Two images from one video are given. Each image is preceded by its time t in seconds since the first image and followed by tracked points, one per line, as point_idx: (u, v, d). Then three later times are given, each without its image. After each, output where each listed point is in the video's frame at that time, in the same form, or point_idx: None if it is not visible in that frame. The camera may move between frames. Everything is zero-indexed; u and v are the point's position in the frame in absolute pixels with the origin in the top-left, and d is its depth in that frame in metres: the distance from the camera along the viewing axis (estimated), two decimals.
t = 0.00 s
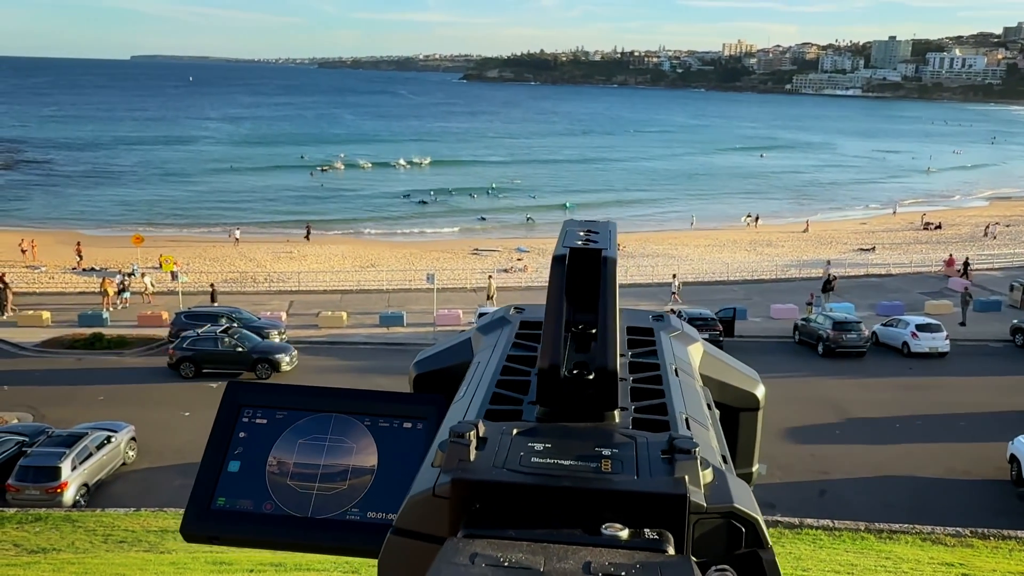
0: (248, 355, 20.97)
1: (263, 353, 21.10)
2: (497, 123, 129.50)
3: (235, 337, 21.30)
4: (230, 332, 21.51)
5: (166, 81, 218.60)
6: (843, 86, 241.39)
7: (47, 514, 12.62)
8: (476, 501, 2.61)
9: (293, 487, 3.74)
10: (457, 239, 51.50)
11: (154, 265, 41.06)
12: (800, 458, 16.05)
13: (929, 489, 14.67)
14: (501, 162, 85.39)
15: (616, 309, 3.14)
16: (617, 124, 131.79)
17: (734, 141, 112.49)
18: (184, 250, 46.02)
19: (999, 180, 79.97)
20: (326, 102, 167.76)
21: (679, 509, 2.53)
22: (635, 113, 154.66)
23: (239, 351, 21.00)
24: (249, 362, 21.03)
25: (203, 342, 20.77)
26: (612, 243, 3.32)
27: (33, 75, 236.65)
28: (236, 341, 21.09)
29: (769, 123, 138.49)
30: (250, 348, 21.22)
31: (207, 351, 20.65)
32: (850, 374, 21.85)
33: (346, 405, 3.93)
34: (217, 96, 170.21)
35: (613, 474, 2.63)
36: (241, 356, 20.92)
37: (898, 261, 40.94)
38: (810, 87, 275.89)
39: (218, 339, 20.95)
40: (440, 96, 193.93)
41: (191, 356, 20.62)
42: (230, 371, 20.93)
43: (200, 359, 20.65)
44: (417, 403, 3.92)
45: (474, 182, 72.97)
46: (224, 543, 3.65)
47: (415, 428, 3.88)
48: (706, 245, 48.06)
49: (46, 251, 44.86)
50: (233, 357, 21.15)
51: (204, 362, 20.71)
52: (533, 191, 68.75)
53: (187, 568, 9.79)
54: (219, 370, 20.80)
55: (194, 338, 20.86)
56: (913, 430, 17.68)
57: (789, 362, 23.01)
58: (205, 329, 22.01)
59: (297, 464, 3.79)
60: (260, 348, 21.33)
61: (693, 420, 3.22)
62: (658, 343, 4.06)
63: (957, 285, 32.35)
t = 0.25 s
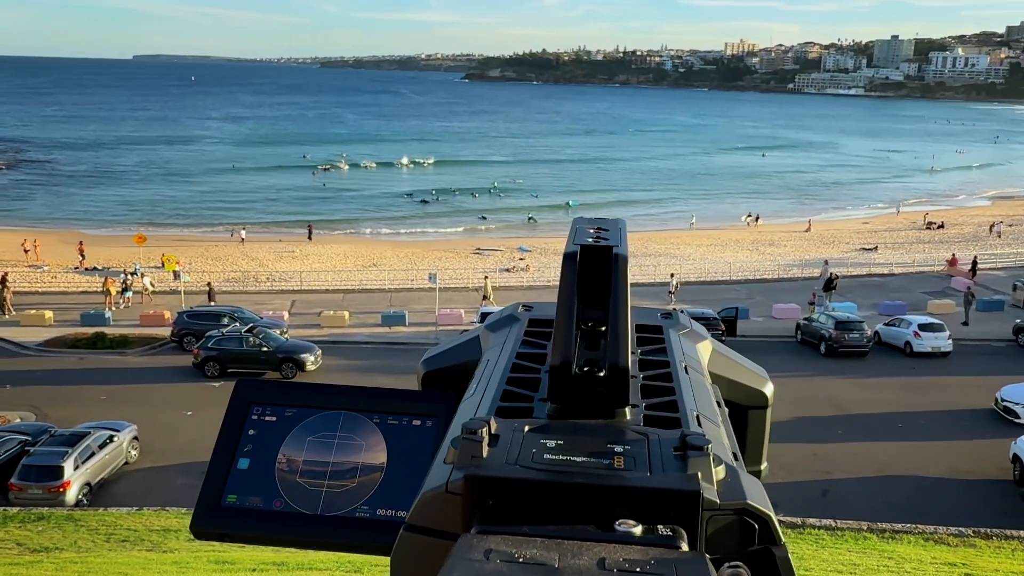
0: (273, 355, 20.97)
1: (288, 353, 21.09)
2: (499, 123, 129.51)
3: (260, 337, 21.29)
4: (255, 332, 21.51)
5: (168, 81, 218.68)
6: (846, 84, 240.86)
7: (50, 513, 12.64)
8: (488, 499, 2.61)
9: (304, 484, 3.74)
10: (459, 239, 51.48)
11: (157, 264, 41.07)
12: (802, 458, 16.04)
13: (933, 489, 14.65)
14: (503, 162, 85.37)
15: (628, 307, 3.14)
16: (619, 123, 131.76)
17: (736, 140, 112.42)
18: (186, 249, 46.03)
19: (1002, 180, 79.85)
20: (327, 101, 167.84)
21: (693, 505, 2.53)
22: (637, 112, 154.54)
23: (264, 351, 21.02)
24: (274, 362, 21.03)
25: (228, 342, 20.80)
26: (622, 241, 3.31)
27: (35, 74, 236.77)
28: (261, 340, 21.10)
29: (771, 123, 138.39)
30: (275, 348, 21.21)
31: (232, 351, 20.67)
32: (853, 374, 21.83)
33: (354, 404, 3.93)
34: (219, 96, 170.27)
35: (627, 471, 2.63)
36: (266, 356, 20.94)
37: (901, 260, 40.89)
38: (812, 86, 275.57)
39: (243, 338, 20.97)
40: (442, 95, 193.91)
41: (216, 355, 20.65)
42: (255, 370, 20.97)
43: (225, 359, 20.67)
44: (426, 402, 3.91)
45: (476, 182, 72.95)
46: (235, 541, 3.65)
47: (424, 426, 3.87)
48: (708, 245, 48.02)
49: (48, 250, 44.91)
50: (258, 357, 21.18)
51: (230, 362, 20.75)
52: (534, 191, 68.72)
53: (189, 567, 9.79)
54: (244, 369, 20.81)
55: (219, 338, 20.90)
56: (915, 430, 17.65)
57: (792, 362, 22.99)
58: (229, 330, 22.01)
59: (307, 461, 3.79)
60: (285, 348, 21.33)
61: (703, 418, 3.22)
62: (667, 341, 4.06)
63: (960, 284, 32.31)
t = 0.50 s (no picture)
0: (298, 354, 20.84)
1: (313, 351, 20.91)
2: (501, 122, 129.47)
3: (286, 335, 21.16)
4: (282, 330, 21.39)
5: (170, 79, 218.80)
6: (849, 83, 240.47)
7: (53, 511, 12.64)
8: (501, 494, 2.60)
9: (314, 481, 3.70)
10: (461, 237, 51.45)
11: (159, 262, 41.07)
12: (806, 456, 16.02)
13: (936, 488, 14.63)
14: (505, 160, 85.33)
15: (640, 302, 3.12)
16: (622, 122, 131.65)
17: (739, 139, 112.23)
18: (188, 248, 46.02)
19: (1005, 178, 79.66)
20: (329, 100, 167.84)
21: (707, 501, 2.52)
22: (639, 111, 154.36)
23: (290, 349, 20.89)
24: (299, 361, 20.90)
25: (252, 340, 20.77)
26: (633, 237, 3.30)
27: (38, 72, 237.00)
28: (286, 338, 20.98)
29: (774, 121, 138.20)
30: (301, 346, 21.05)
31: (257, 350, 20.67)
32: (856, 372, 21.79)
33: (363, 401, 3.91)
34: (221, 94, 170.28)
35: (640, 468, 2.62)
36: (290, 354, 20.81)
37: (904, 259, 40.80)
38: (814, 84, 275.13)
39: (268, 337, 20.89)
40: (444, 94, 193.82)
41: (241, 354, 20.66)
42: (281, 369, 20.93)
43: (250, 357, 20.67)
44: (435, 398, 3.88)
45: (478, 181, 72.90)
46: (244, 538, 3.63)
47: (434, 423, 3.85)
48: (710, 243, 47.95)
49: (51, 248, 44.96)
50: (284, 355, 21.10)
51: (255, 360, 20.73)
52: (536, 190, 68.66)
53: (193, 565, 9.79)
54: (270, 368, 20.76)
55: (244, 337, 20.89)
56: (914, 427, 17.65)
57: (795, 360, 22.94)
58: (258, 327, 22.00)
59: (316, 457, 3.76)
60: (311, 345, 21.16)
61: (715, 414, 3.22)
62: (678, 338, 4.05)
63: (963, 283, 32.24)
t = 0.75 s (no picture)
0: (323, 352, 20.56)
1: (339, 349, 20.60)
2: (503, 119, 129.43)
3: (312, 332, 20.92)
4: (309, 327, 21.17)
5: (173, 77, 218.84)
6: (851, 81, 240.14)
7: (56, 508, 12.65)
8: (516, 490, 2.59)
9: (324, 476, 3.64)
10: (463, 235, 51.44)
11: (161, 260, 41.10)
12: (809, 454, 15.99)
13: (939, 486, 14.62)
14: (507, 158, 85.33)
15: (653, 299, 3.11)
16: (624, 120, 131.53)
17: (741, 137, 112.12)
18: (191, 245, 46.04)
19: (1008, 176, 79.56)
20: (331, 98, 167.86)
21: (722, 497, 2.52)
22: (641, 108, 154.27)
23: (315, 347, 20.64)
24: (325, 359, 20.64)
25: (277, 338, 20.70)
26: (646, 233, 3.28)
27: (41, 70, 237.22)
28: (312, 336, 20.73)
29: (776, 119, 138.10)
30: (327, 344, 20.76)
31: (282, 348, 20.57)
32: (859, 370, 21.78)
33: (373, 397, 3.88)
34: (223, 92, 170.38)
35: (656, 463, 2.61)
36: (316, 353, 20.56)
37: (906, 257, 40.76)
38: (817, 81, 274.81)
39: (293, 335, 20.73)
40: (446, 91, 193.78)
41: (266, 352, 20.61)
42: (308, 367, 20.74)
43: (275, 356, 20.62)
44: (445, 394, 3.84)
45: (480, 179, 72.88)
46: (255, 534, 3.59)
47: (443, 419, 3.80)
48: (713, 241, 47.91)
49: (54, 246, 45.00)
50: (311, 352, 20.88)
51: (280, 358, 20.67)
52: (538, 188, 68.63)
53: (196, 562, 9.80)
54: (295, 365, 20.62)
55: (269, 335, 20.80)
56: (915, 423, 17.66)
57: (798, 358, 22.92)
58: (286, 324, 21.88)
59: (325, 453, 3.71)
60: (337, 343, 20.85)
61: (728, 410, 3.21)
62: (688, 334, 4.05)
63: (965, 281, 32.22)
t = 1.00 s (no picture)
0: (350, 348, 20.58)
1: (366, 345, 20.63)
2: (506, 116, 129.40)
3: (337, 329, 20.94)
4: (333, 325, 21.21)
5: (175, 74, 218.81)
6: (855, 77, 239.81)
7: (59, 505, 12.66)
8: (531, 485, 2.58)
9: (333, 473, 3.58)
10: (465, 231, 51.43)
11: (164, 257, 41.13)
12: (812, 451, 15.97)
13: (942, 482, 14.60)
14: (509, 155, 85.29)
15: (665, 296, 3.08)
16: (626, 116, 131.31)
17: (744, 133, 111.91)
18: (193, 242, 46.05)
19: (1011, 172, 79.45)
20: (333, 95, 167.77)
21: (738, 492, 2.50)
22: (643, 105, 154.15)
23: (341, 344, 20.64)
24: (351, 355, 20.64)
25: (303, 335, 20.61)
26: (657, 228, 3.27)
27: (44, 67, 237.31)
28: (337, 333, 20.76)
29: (778, 115, 137.94)
30: (353, 341, 20.78)
31: (308, 344, 20.47)
32: (862, 367, 21.75)
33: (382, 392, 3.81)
34: (225, 89, 170.35)
35: (669, 459, 2.59)
36: (342, 349, 20.57)
37: (909, 253, 40.67)
38: (820, 77, 274.29)
39: (319, 331, 20.69)
40: (448, 88, 193.66)
41: (293, 349, 20.46)
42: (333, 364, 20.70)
43: (302, 352, 20.48)
44: (453, 390, 3.77)
45: (482, 176, 72.87)
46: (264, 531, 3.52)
47: (454, 414, 3.72)
48: (715, 237, 47.87)
49: (57, 243, 45.04)
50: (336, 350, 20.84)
51: (307, 355, 20.54)
52: (540, 185, 68.61)
53: (199, 558, 9.80)
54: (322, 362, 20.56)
55: (295, 331, 20.70)
56: (915, 420, 17.66)
57: (800, 355, 22.89)
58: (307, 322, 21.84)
59: (335, 448, 3.64)
60: (362, 339, 20.88)
61: (740, 407, 3.20)
62: (699, 329, 4.03)
63: (969, 277, 32.15)
